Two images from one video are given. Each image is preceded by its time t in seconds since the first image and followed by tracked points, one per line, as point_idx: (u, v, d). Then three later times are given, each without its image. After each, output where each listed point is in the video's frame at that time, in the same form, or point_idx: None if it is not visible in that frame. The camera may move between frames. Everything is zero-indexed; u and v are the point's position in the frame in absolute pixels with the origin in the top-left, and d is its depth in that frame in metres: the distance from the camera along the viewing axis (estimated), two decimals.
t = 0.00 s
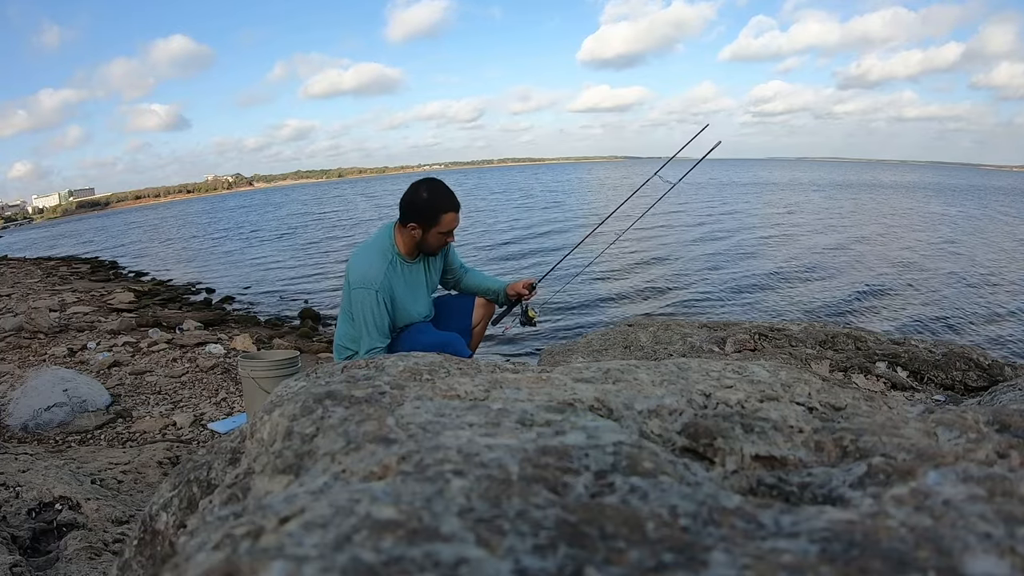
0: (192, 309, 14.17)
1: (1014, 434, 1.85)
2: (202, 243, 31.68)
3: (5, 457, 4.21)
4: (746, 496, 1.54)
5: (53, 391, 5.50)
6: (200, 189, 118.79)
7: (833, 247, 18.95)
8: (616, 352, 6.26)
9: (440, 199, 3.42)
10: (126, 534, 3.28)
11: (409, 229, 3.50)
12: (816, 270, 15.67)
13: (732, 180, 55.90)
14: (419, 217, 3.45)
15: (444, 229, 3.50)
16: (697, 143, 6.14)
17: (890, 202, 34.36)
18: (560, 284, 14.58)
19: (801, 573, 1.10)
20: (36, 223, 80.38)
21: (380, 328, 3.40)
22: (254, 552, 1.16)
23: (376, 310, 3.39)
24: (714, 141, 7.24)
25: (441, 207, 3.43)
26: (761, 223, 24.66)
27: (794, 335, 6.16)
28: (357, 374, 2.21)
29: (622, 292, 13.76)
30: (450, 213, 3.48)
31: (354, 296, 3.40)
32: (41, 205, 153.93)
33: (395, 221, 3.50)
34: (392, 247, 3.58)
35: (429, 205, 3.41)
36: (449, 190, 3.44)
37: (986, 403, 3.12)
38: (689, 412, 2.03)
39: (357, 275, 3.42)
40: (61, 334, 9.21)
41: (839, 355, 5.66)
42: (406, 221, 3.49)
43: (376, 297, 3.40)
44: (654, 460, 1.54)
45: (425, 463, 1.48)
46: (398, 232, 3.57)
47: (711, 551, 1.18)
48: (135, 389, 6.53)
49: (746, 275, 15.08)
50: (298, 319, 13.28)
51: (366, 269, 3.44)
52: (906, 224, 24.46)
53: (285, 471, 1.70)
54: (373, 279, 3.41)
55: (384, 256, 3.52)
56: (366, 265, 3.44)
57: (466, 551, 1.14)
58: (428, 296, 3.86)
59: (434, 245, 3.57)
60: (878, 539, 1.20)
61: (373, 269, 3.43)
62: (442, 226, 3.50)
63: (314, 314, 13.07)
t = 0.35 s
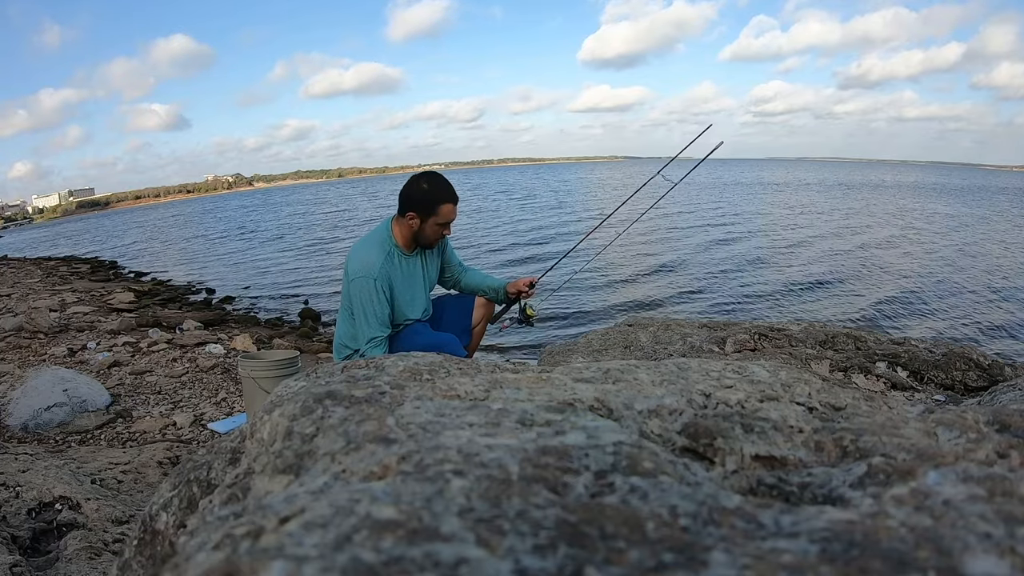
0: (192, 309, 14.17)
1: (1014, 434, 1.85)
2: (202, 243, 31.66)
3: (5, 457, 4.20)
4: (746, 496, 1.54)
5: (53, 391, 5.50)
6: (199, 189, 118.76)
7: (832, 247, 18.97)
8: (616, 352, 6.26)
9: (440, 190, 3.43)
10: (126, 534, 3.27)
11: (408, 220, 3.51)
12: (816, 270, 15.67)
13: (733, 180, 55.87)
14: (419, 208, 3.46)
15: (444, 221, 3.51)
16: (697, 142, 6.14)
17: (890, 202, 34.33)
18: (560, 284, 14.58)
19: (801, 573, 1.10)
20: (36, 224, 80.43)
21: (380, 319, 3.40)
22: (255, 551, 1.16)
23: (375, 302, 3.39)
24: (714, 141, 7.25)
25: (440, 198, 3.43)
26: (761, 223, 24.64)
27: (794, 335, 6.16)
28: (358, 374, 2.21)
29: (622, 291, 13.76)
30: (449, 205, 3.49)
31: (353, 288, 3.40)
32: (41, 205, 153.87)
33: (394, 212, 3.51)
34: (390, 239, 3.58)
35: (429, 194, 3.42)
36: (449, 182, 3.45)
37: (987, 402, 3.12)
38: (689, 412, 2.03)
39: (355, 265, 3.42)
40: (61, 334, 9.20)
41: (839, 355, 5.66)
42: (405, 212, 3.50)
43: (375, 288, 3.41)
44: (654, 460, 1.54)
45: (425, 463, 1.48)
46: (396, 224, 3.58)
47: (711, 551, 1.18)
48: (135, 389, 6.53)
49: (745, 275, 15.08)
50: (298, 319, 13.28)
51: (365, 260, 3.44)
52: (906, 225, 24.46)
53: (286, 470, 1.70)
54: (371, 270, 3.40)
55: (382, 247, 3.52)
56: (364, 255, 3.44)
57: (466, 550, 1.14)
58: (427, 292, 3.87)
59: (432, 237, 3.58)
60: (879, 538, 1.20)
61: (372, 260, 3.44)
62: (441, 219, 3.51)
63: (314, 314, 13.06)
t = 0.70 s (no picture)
0: (192, 308, 14.17)
1: (1014, 434, 1.85)
2: (202, 243, 31.67)
3: (5, 458, 4.20)
4: (746, 496, 1.54)
5: (53, 391, 5.50)
6: (199, 189, 118.74)
7: (833, 247, 18.97)
8: (616, 352, 6.26)
9: (444, 187, 3.42)
10: (126, 534, 3.27)
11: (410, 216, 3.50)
12: (816, 270, 15.69)
13: (733, 180, 55.85)
14: (422, 204, 3.46)
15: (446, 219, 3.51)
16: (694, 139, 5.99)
17: (890, 202, 34.34)
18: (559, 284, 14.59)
19: (801, 573, 1.10)
20: (36, 223, 80.46)
21: (386, 310, 3.43)
22: (255, 551, 1.16)
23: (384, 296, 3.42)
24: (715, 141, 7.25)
25: (443, 194, 3.42)
26: (762, 222, 24.64)
27: (794, 336, 6.16)
28: (357, 374, 2.21)
29: (622, 291, 13.77)
30: (451, 203, 3.47)
31: (354, 278, 3.43)
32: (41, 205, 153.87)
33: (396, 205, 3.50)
34: (391, 231, 3.60)
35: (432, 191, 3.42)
36: (454, 179, 3.44)
37: (987, 402, 3.11)
38: (689, 412, 2.03)
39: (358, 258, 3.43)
40: (61, 334, 9.20)
41: (839, 355, 5.65)
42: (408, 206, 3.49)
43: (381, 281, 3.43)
44: (654, 461, 1.54)
45: (425, 463, 1.48)
46: (398, 216, 3.57)
47: (711, 551, 1.18)
48: (135, 389, 6.53)
49: (746, 275, 15.07)
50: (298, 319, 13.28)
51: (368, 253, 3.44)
52: (906, 225, 24.45)
53: (286, 470, 1.70)
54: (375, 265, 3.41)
55: (384, 239, 3.52)
56: (367, 247, 3.45)
57: (466, 550, 1.14)
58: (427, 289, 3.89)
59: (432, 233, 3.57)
60: (879, 538, 1.20)
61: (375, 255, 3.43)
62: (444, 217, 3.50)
63: (314, 314, 13.06)
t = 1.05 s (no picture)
0: (192, 308, 14.18)
1: (1014, 434, 1.84)
2: (202, 243, 31.68)
3: (5, 458, 4.20)
4: (746, 496, 1.54)
5: (53, 391, 5.50)
6: (199, 189, 118.71)
7: (832, 247, 18.98)
8: (616, 352, 6.26)
9: (445, 182, 3.41)
10: (125, 534, 3.27)
11: (415, 213, 3.49)
12: (816, 270, 15.69)
13: (732, 180, 55.86)
14: (427, 201, 3.44)
15: (450, 215, 3.50)
16: (692, 138, 5.59)
17: (890, 202, 34.32)
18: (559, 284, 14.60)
19: (801, 572, 1.10)
20: (36, 223, 80.46)
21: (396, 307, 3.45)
22: (255, 551, 1.16)
23: (396, 292, 3.41)
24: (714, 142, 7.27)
25: (447, 189, 3.41)
26: (761, 223, 24.65)
27: (794, 335, 6.16)
28: (357, 374, 2.21)
29: (622, 291, 13.79)
30: (454, 196, 3.45)
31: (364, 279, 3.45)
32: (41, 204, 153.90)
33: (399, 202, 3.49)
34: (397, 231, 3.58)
35: (437, 186, 3.41)
36: (454, 174, 3.42)
37: (987, 402, 3.11)
38: (689, 412, 2.03)
39: (367, 256, 3.41)
40: (61, 334, 9.20)
41: (839, 355, 5.65)
42: (413, 203, 3.48)
43: (392, 278, 3.41)
44: (654, 460, 1.54)
45: (425, 463, 1.48)
46: (403, 214, 3.55)
47: (712, 551, 1.18)
48: (135, 389, 6.53)
49: (745, 275, 15.07)
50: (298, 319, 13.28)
51: (377, 250, 3.43)
52: (906, 225, 24.44)
53: (286, 470, 1.70)
54: (386, 261, 3.39)
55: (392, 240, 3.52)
56: (375, 245, 3.43)
57: (466, 550, 1.14)
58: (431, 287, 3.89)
59: (436, 230, 3.56)
60: (879, 538, 1.20)
61: (385, 252, 3.42)
62: (449, 212, 3.49)
63: (314, 314, 13.06)
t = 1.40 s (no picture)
0: (192, 309, 14.17)
1: (1014, 434, 1.84)
2: (202, 243, 31.67)
3: (5, 458, 4.20)
4: (746, 496, 1.54)
5: (53, 391, 5.50)
6: (199, 189, 118.66)
7: (831, 247, 18.97)
8: (616, 352, 6.26)
9: (453, 187, 3.43)
10: (126, 534, 3.28)
11: (419, 215, 3.50)
12: (816, 270, 15.70)
13: (733, 180, 55.81)
14: (433, 204, 3.45)
15: (454, 220, 3.51)
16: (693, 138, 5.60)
17: (890, 202, 34.30)
18: (559, 284, 14.59)
19: (801, 573, 1.10)
20: (36, 223, 80.52)
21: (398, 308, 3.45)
22: (255, 551, 1.16)
23: (399, 292, 3.41)
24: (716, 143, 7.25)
25: (454, 194, 3.42)
26: (761, 222, 24.64)
27: (794, 335, 6.16)
28: (358, 374, 2.21)
29: (622, 291, 13.79)
30: (460, 203, 3.48)
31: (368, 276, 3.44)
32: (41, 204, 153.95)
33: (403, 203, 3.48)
34: (400, 230, 3.58)
35: (444, 191, 3.41)
36: (463, 179, 3.44)
37: (987, 402, 3.11)
38: (689, 412, 2.03)
39: (370, 255, 3.41)
40: (61, 334, 9.20)
41: (839, 355, 5.65)
42: (418, 204, 3.48)
43: (395, 278, 3.41)
44: (654, 460, 1.54)
45: (426, 463, 1.48)
46: (406, 216, 3.55)
47: (711, 551, 1.18)
48: (135, 389, 6.53)
49: (745, 275, 15.07)
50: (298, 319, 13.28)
51: (380, 249, 3.43)
52: (906, 225, 24.43)
53: (285, 470, 1.70)
54: (389, 261, 3.39)
55: (395, 239, 3.51)
56: (378, 245, 3.43)
57: (466, 550, 1.14)
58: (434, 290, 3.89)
59: (439, 234, 3.57)
60: (879, 538, 1.20)
61: (388, 251, 3.42)
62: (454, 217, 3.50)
63: (314, 314, 13.04)
